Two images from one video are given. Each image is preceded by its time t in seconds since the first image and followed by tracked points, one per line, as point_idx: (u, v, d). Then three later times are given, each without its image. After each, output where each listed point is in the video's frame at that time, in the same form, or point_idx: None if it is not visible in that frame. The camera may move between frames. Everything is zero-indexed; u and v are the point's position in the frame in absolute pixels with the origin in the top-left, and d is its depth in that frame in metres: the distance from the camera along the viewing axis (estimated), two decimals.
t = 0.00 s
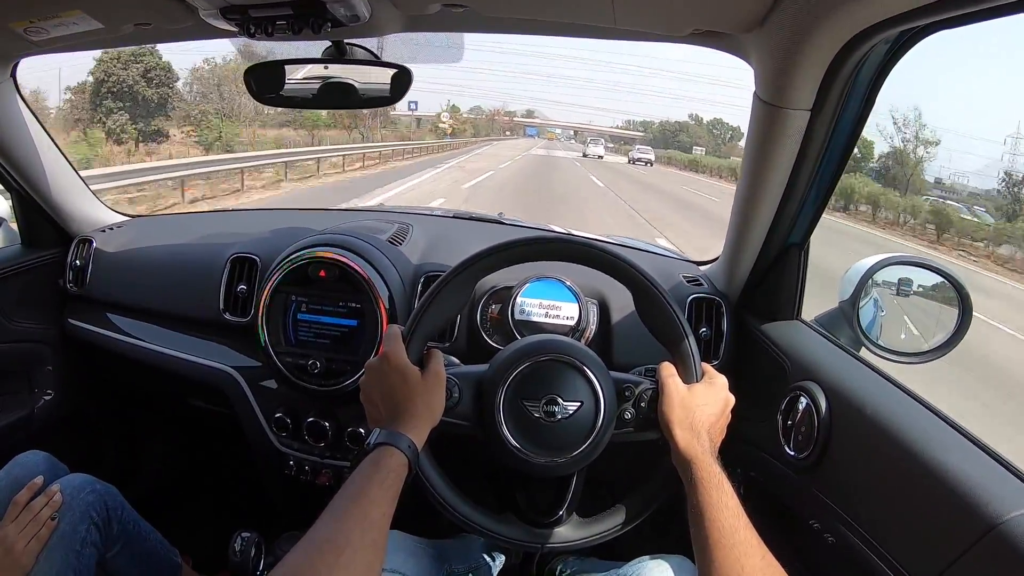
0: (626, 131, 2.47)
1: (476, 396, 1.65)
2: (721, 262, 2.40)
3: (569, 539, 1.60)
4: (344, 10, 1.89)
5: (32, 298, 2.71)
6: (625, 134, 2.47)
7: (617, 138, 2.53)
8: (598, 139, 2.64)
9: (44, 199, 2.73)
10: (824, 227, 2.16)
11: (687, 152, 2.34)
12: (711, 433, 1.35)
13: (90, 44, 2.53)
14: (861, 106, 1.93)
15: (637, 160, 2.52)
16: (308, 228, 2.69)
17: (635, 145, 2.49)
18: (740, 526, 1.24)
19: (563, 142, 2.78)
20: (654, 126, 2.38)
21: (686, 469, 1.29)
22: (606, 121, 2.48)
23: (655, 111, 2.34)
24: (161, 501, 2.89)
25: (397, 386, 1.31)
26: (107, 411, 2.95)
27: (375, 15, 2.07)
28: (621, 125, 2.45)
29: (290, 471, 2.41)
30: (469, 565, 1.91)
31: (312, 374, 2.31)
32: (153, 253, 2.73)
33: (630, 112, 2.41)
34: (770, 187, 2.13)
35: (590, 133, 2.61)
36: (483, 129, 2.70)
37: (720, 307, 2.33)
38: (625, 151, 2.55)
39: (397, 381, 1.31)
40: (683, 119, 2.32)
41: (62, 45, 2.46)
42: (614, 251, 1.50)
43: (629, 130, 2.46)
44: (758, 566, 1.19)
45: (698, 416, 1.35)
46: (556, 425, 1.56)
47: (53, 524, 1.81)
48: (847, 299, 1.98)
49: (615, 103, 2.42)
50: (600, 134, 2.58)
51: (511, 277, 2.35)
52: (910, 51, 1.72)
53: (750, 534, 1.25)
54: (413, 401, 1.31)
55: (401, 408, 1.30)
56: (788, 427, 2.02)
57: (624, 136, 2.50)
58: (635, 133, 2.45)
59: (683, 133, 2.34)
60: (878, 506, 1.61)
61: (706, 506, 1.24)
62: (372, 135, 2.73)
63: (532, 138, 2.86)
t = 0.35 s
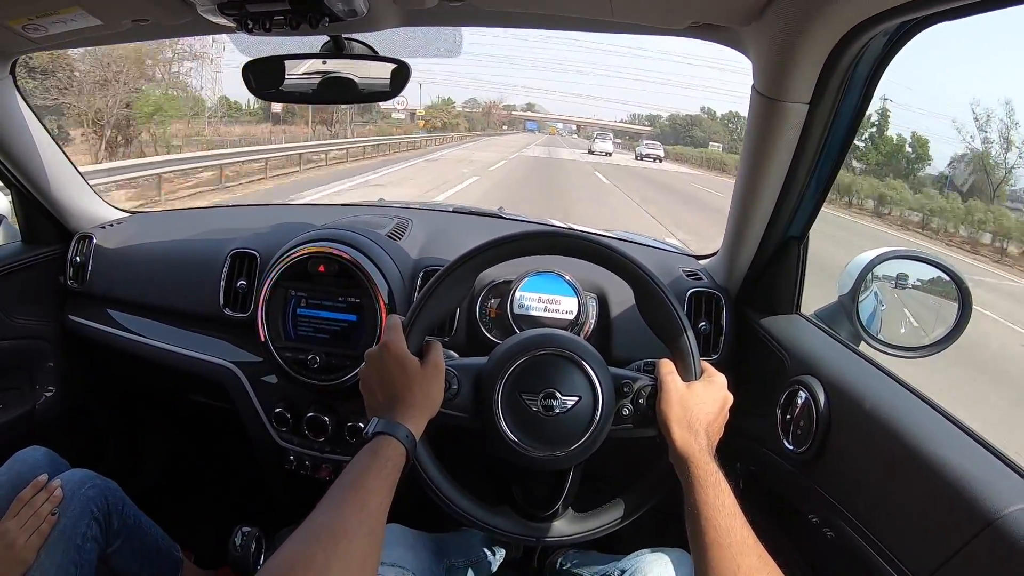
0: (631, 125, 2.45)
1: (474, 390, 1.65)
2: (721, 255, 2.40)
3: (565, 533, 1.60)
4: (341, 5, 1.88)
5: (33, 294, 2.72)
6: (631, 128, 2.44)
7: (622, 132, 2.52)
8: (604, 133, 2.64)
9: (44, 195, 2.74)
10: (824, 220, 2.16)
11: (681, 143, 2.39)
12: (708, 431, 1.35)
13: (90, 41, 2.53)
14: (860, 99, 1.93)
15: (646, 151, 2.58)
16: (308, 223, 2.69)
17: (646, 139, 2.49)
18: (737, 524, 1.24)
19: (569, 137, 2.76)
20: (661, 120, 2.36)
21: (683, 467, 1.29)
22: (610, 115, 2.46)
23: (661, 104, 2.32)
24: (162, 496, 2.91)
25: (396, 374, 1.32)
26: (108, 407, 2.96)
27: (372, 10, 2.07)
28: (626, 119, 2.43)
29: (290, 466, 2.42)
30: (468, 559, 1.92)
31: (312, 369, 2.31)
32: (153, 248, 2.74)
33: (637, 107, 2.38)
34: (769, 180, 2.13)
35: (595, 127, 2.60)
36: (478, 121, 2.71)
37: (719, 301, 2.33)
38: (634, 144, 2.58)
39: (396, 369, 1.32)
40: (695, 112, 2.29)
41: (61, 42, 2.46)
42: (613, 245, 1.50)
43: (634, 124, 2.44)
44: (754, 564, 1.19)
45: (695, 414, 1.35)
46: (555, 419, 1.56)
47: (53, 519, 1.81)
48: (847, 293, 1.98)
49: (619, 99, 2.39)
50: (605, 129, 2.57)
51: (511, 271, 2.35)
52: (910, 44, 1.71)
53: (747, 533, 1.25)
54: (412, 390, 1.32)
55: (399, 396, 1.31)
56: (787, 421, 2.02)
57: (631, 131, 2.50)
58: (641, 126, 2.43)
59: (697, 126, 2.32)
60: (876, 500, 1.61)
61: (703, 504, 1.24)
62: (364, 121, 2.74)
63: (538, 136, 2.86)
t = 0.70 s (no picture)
0: (636, 123, 2.47)
1: (473, 388, 1.65)
2: (722, 252, 2.39)
3: (563, 532, 1.59)
4: (338, 2, 1.87)
5: (31, 294, 2.71)
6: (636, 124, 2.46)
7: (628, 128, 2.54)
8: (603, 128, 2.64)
9: (43, 196, 2.73)
10: (824, 216, 2.15)
11: (694, 142, 2.35)
12: (709, 430, 1.34)
13: (87, 41, 2.53)
14: (860, 95, 1.92)
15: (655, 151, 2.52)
16: (307, 222, 2.69)
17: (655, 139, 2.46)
18: (739, 524, 1.23)
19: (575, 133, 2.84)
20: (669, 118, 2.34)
21: (684, 466, 1.28)
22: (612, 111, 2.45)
23: (668, 100, 2.31)
24: (162, 497, 2.90)
25: (396, 372, 1.31)
26: (107, 408, 2.95)
27: (370, 7, 2.06)
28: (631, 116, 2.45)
29: (290, 466, 2.41)
30: (468, 558, 1.91)
31: (311, 368, 2.31)
32: (152, 248, 2.73)
33: (641, 104, 2.38)
34: (769, 176, 2.12)
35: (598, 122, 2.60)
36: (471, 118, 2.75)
37: (720, 298, 2.32)
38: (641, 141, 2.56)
39: (395, 368, 1.31)
40: (707, 108, 2.27)
41: (58, 42, 2.46)
42: (613, 242, 1.49)
43: (639, 121, 2.44)
44: (756, 564, 1.18)
45: (696, 413, 1.34)
46: (554, 417, 1.55)
47: (52, 519, 1.80)
48: (847, 290, 1.97)
49: (625, 96, 2.40)
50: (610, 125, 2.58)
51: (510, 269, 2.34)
52: (910, 39, 1.70)
53: (749, 533, 1.24)
54: (411, 387, 1.31)
55: (399, 394, 1.30)
56: (788, 419, 2.01)
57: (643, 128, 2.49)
58: (647, 123, 2.42)
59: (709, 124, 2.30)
60: (879, 498, 1.60)
61: (704, 504, 1.23)
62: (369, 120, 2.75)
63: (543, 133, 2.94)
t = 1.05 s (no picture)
0: (636, 123, 2.43)
1: (473, 388, 1.68)
2: (717, 254, 2.42)
3: (561, 531, 1.62)
4: (338, 10, 1.90)
5: (34, 297, 2.74)
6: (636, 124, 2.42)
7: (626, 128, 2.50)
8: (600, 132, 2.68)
9: (45, 200, 2.76)
10: (818, 218, 2.18)
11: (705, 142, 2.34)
12: (704, 431, 1.38)
13: (87, 47, 2.55)
14: (852, 100, 1.95)
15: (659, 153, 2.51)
16: (307, 225, 2.71)
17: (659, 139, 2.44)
18: (733, 523, 1.26)
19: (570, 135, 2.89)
20: (676, 120, 2.31)
21: (679, 466, 1.31)
22: (612, 111, 2.45)
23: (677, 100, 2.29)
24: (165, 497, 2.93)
25: (396, 373, 1.34)
26: (110, 410, 2.98)
27: (368, 14, 2.09)
28: (631, 117, 2.42)
29: (291, 466, 2.44)
30: (468, 556, 1.95)
31: (313, 370, 2.34)
32: (153, 251, 2.76)
33: (642, 104, 2.36)
34: (763, 179, 2.15)
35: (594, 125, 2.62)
36: (460, 118, 2.68)
37: (715, 300, 2.35)
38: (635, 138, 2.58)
39: (396, 368, 1.34)
40: (719, 106, 2.24)
41: (59, 48, 2.48)
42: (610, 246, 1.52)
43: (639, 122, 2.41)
44: (749, 562, 1.21)
45: (692, 415, 1.37)
46: (552, 418, 1.58)
47: (58, 520, 1.82)
48: (842, 291, 2.01)
49: (625, 96, 2.36)
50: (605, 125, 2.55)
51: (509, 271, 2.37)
52: (900, 46, 1.73)
53: (743, 532, 1.27)
54: (411, 387, 1.34)
55: (400, 393, 1.33)
56: (783, 418, 2.04)
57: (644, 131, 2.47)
58: (649, 123, 2.38)
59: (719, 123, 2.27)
60: (871, 497, 1.63)
61: (699, 504, 1.26)
62: (365, 125, 2.74)
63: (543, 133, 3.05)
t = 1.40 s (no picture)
0: (639, 126, 2.46)
1: (472, 394, 1.67)
2: (716, 258, 2.42)
3: (560, 536, 1.62)
4: (337, 15, 1.90)
5: (32, 302, 2.73)
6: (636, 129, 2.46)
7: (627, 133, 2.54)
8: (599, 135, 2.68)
9: (43, 205, 2.75)
10: (817, 222, 2.18)
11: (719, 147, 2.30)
12: (704, 436, 1.37)
13: (85, 52, 2.55)
14: (852, 104, 1.94)
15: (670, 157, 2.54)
16: (305, 231, 2.71)
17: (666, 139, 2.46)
18: (733, 529, 1.26)
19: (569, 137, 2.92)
20: (682, 122, 2.35)
21: (679, 472, 1.31)
22: (616, 114, 2.48)
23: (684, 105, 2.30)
24: (163, 503, 2.92)
25: (395, 378, 1.33)
26: (109, 415, 2.98)
27: (367, 19, 2.09)
28: (631, 121, 2.45)
29: (290, 472, 2.43)
30: (468, 562, 1.94)
31: (311, 376, 2.33)
32: (152, 256, 2.75)
33: (646, 107, 2.39)
34: (762, 183, 2.15)
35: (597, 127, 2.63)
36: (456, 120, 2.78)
37: (714, 304, 2.35)
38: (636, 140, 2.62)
39: (395, 374, 1.34)
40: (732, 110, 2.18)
41: (58, 53, 2.48)
42: (609, 252, 1.52)
43: (639, 125, 2.46)
44: (749, 569, 1.20)
45: (691, 420, 1.37)
46: (551, 423, 1.58)
47: (55, 526, 1.83)
48: (841, 294, 2.01)
49: (628, 95, 2.39)
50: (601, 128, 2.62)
51: (508, 276, 2.37)
52: (898, 50, 1.73)
53: (742, 537, 1.26)
54: (410, 393, 1.33)
55: (398, 399, 1.32)
56: (782, 423, 2.04)
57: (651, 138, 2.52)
58: (651, 128, 2.43)
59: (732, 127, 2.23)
60: (871, 502, 1.62)
61: (699, 510, 1.26)
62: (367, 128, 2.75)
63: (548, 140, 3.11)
